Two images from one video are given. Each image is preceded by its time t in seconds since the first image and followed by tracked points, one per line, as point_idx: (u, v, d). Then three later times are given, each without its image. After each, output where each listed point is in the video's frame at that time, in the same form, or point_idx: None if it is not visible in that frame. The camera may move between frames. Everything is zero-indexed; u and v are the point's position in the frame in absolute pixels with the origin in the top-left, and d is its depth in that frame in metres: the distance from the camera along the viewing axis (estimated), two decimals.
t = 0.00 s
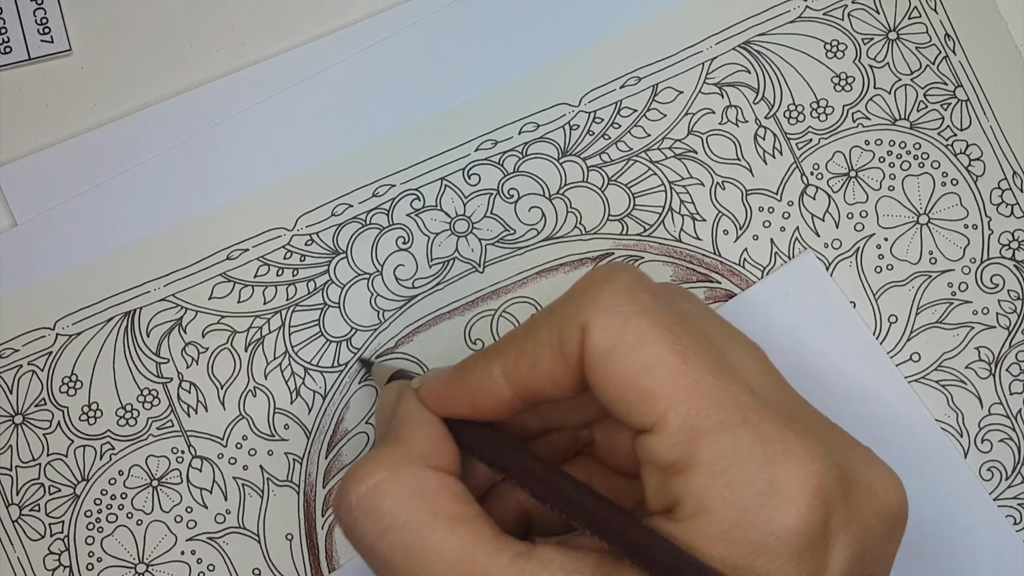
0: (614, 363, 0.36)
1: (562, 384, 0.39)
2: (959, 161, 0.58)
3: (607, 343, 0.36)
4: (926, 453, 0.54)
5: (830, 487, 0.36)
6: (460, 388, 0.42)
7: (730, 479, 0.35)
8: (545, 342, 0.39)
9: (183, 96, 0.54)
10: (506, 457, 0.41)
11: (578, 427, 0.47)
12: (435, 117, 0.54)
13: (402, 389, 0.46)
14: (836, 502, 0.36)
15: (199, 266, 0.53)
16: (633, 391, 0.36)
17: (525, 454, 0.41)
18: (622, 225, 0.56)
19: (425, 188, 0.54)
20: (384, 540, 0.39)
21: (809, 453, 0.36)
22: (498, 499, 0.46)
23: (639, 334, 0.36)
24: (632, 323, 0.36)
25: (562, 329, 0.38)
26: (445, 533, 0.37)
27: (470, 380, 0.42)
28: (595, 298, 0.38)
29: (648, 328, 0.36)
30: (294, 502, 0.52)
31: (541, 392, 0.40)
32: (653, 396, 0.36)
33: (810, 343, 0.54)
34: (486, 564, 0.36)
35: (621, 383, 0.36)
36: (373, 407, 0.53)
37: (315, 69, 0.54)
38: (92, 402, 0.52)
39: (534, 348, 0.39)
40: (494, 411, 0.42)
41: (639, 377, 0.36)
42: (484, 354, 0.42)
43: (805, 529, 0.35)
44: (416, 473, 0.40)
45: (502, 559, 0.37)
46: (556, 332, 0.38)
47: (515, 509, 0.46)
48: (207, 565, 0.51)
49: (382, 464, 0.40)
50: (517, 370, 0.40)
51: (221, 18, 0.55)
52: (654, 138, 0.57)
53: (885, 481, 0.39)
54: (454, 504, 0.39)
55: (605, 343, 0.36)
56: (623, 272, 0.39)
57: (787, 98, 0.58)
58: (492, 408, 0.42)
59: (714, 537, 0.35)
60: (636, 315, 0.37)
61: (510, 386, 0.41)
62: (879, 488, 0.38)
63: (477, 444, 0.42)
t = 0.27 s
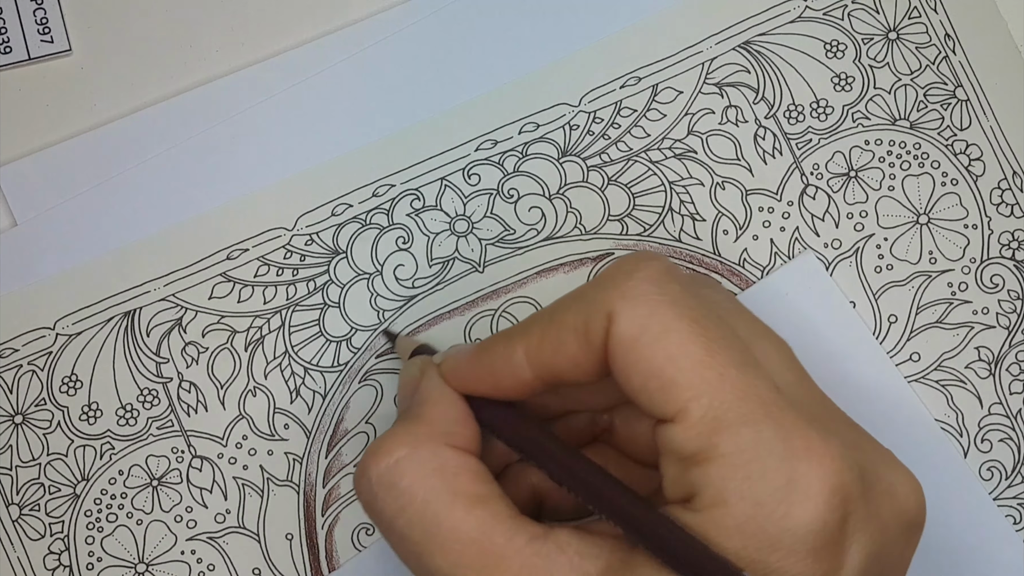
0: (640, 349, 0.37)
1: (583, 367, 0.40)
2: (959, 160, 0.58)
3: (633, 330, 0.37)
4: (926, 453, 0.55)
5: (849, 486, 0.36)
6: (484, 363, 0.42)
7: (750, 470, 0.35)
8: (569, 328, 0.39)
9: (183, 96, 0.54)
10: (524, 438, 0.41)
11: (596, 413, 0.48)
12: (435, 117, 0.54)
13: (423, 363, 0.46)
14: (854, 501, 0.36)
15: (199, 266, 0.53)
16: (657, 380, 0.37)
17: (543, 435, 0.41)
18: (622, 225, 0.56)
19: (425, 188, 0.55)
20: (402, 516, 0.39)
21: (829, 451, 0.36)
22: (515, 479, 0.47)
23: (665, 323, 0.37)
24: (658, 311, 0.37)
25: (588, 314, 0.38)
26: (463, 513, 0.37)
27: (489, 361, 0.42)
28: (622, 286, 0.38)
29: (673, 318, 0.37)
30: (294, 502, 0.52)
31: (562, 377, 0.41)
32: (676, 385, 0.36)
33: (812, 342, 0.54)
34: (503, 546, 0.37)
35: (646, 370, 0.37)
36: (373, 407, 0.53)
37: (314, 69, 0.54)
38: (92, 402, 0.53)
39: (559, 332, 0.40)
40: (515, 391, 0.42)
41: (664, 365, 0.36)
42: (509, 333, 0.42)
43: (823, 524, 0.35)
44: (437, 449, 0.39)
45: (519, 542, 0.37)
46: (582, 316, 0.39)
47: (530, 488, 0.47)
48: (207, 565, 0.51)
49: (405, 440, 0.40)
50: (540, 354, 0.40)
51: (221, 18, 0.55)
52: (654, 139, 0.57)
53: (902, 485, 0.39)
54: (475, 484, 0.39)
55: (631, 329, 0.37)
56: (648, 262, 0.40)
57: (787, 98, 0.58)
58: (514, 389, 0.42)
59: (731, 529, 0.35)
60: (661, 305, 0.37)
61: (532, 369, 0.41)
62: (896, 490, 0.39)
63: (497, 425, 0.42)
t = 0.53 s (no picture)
0: (597, 371, 0.36)
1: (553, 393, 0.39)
2: (959, 161, 0.58)
3: (588, 351, 0.36)
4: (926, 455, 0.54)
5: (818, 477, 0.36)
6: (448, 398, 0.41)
7: (721, 478, 0.36)
8: (525, 348, 0.38)
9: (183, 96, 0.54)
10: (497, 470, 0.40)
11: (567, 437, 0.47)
12: (435, 117, 0.54)
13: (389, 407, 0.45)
14: (826, 494, 0.37)
15: (199, 265, 0.53)
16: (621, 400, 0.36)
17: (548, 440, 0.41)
18: (622, 225, 0.56)
19: (425, 188, 0.55)
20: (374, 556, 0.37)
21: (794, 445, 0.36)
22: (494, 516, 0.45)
23: (620, 338, 0.36)
24: (613, 329, 0.36)
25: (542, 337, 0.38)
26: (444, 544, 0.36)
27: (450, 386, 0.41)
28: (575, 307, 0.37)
29: (631, 334, 0.36)
30: (294, 502, 0.52)
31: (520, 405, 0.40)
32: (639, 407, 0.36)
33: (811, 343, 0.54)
34: None
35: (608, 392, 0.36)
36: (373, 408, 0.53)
37: (315, 69, 0.54)
38: (92, 402, 0.52)
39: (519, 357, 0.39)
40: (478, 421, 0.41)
41: (630, 386, 0.36)
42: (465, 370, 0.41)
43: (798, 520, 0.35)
44: (415, 482, 0.38)
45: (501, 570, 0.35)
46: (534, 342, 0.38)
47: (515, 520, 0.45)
48: (207, 565, 0.51)
49: (372, 475, 0.38)
50: (500, 380, 0.39)
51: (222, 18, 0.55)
52: (654, 139, 0.57)
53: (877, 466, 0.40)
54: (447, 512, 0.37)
55: (587, 350, 0.36)
56: (599, 278, 0.39)
57: (787, 98, 0.58)
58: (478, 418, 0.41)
59: (711, 534, 0.36)
60: (618, 319, 0.37)
61: (493, 396, 0.40)
62: (870, 477, 0.39)
63: (469, 462, 0.41)
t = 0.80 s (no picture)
0: (854, 357, 0.36)
1: (737, 329, 0.41)
2: (959, 160, 0.58)
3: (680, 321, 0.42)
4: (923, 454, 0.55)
5: (1000, 543, 0.36)
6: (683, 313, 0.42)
7: (924, 504, 0.36)
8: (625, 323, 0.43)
9: (183, 96, 0.54)
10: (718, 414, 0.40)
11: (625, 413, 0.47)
12: (435, 117, 0.54)
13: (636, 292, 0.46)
14: (972, 512, 0.36)
15: (199, 265, 0.53)
16: (861, 392, 0.36)
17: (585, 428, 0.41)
18: (622, 225, 0.56)
19: (425, 188, 0.55)
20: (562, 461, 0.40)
21: (973, 506, 0.36)
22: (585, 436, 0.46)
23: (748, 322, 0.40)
24: (891, 323, 0.36)
25: (818, 303, 0.38)
26: (626, 453, 0.38)
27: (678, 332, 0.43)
28: (873, 287, 0.37)
29: (908, 337, 0.36)
30: (294, 502, 0.52)
31: (700, 338, 0.42)
32: (879, 402, 0.36)
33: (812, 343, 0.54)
34: (649, 492, 0.38)
35: (856, 380, 0.36)
36: (373, 407, 0.53)
37: (314, 69, 0.54)
38: (92, 402, 0.53)
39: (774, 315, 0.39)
40: (712, 347, 0.42)
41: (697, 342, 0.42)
42: (699, 301, 0.42)
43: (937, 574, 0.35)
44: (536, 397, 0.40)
45: (668, 493, 0.38)
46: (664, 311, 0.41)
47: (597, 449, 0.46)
48: (208, 565, 0.52)
49: (588, 359, 0.40)
50: (752, 324, 0.40)
51: (221, 18, 0.55)
52: (654, 139, 0.57)
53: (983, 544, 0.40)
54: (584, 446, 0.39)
55: (855, 332, 0.36)
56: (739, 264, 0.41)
57: (787, 98, 0.58)
58: (713, 345, 0.42)
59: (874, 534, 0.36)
60: (903, 325, 0.37)
61: (739, 333, 0.41)
62: None
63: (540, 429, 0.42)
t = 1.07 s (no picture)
0: (868, 355, 0.36)
1: (751, 326, 0.41)
2: (959, 161, 0.58)
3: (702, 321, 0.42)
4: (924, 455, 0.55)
5: (1010, 547, 0.36)
6: (698, 310, 0.42)
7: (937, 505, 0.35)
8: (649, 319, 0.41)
9: (182, 96, 0.53)
10: (727, 407, 0.41)
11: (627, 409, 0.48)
12: (435, 117, 0.54)
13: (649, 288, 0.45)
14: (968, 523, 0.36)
15: (199, 265, 0.53)
16: (871, 391, 0.36)
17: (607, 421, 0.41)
18: (622, 225, 0.56)
19: (425, 188, 0.55)
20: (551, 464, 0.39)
21: (987, 509, 0.36)
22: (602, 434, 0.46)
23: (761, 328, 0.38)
24: (903, 322, 0.36)
25: (833, 300, 0.38)
26: (633, 446, 0.38)
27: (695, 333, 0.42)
28: (891, 285, 0.37)
29: (922, 338, 0.36)
30: (294, 502, 0.52)
31: (714, 339, 0.42)
32: (890, 400, 0.36)
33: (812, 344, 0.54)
34: (657, 486, 0.38)
35: (868, 377, 0.36)
36: (373, 407, 0.53)
37: (314, 68, 0.54)
38: (92, 402, 0.53)
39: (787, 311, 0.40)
40: (727, 346, 0.42)
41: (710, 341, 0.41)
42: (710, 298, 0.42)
43: None
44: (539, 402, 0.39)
45: (674, 489, 0.38)
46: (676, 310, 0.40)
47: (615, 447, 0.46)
48: (208, 565, 0.52)
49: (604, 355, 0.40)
50: (768, 322, 0.40)
51: (221, 18, 0.55)
52: (654, 139, 0.57)
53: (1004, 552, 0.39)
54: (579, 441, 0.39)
55: (868, 330, 0.36)
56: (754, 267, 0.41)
57: (787, 99, 0.58)
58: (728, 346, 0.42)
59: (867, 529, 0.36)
60: (914, 323, 0.36)
61: (754, 331, 0.41)
62: None
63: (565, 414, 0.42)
